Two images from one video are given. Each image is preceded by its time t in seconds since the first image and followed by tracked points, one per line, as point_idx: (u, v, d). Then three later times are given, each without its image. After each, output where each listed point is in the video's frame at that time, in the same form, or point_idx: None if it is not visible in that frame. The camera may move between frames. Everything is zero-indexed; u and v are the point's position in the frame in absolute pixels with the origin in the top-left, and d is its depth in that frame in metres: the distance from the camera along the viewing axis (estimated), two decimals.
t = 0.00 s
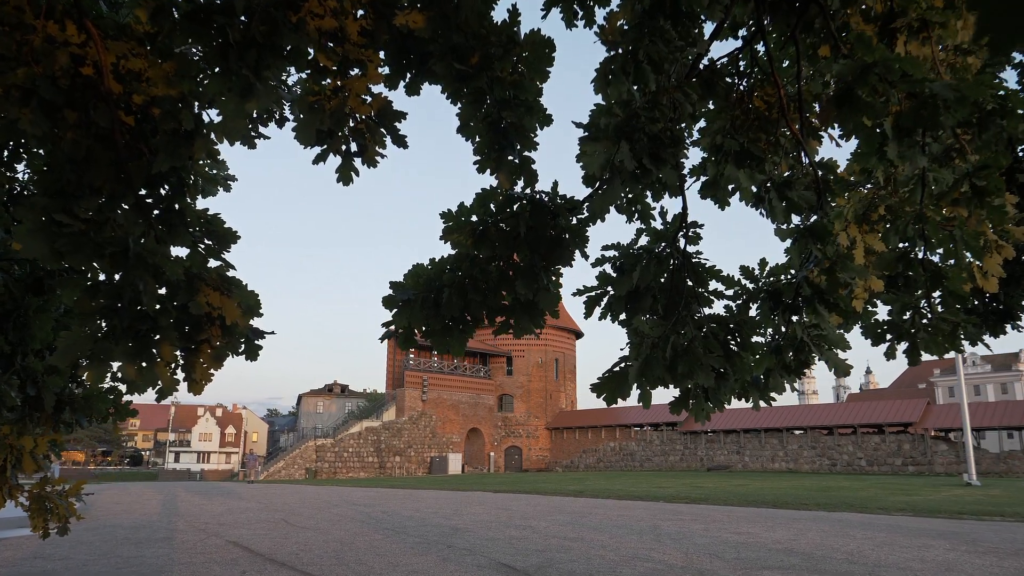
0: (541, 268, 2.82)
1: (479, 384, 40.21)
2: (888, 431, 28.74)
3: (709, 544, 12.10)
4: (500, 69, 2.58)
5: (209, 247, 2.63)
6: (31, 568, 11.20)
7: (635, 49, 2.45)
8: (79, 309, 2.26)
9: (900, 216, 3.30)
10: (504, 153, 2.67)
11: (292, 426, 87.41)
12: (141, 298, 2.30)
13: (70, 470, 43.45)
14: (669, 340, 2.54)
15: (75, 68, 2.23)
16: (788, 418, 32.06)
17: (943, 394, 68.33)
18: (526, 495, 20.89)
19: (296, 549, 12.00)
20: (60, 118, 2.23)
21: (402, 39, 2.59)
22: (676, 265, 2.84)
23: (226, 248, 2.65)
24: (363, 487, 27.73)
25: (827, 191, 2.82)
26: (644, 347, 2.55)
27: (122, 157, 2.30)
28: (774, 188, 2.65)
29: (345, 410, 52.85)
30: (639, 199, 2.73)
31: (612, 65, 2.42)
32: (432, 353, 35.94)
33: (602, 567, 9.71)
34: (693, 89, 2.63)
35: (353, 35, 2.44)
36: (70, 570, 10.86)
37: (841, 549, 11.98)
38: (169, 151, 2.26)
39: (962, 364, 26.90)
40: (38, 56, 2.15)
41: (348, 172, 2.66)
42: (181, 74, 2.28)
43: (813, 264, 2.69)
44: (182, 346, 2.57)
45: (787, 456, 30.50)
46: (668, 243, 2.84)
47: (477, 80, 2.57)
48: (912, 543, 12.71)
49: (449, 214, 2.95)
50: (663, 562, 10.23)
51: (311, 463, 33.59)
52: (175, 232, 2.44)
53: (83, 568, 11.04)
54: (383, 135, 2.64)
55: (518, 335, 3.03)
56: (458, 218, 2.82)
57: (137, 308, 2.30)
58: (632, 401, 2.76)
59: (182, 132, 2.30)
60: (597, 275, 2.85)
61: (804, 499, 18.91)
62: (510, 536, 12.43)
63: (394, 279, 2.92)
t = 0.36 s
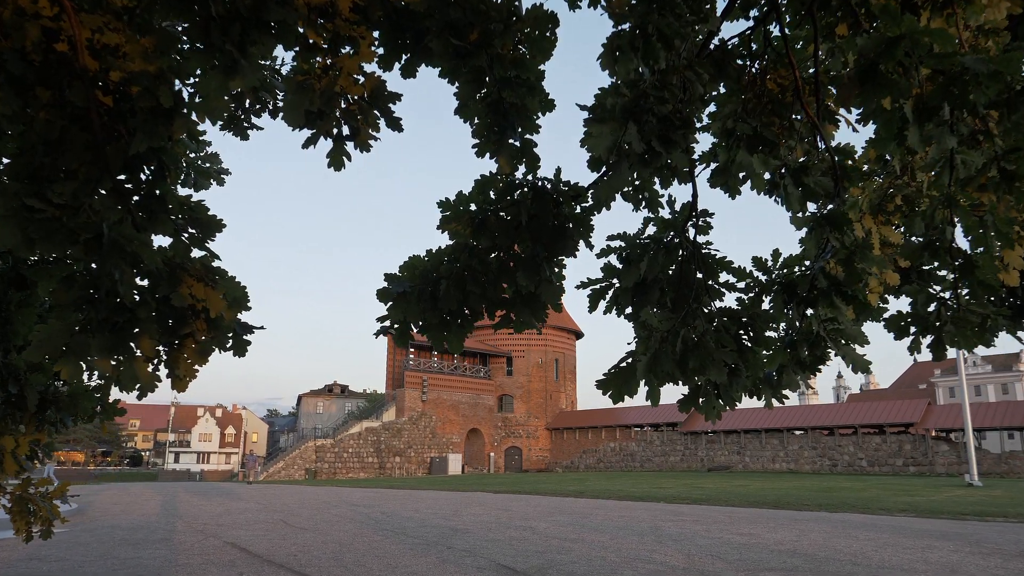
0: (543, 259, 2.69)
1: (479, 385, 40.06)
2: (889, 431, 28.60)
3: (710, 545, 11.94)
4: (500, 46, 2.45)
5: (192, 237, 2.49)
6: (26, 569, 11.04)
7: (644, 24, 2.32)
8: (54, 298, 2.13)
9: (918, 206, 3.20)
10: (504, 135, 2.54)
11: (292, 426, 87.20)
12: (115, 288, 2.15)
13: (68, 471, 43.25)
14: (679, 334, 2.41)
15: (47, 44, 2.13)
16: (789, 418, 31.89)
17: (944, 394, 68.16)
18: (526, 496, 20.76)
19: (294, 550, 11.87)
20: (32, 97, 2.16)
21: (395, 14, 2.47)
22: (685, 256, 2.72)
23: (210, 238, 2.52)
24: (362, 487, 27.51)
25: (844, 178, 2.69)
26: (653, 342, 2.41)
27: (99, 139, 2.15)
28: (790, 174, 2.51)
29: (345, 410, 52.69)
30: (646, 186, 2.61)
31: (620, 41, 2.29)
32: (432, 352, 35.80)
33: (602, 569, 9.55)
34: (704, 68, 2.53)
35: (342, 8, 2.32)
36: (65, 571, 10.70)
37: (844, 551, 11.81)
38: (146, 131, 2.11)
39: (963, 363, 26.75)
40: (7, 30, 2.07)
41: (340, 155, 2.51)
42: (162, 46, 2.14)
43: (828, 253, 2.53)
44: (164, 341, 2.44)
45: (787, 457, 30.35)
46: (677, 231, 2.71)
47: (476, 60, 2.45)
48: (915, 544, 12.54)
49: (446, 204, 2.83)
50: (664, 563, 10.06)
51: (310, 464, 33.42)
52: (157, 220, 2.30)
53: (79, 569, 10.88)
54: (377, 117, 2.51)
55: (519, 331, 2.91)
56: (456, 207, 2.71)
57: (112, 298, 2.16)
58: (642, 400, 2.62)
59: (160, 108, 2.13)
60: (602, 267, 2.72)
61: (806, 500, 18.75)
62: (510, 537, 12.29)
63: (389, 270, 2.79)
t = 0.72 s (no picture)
0: (546, 247, 2.57)
1: (479, 385, 39.92)
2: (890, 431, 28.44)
3: (712, 546, 11.80)
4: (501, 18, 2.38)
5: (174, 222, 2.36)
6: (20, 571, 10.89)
7: None
8: (23, 289, 2.00)
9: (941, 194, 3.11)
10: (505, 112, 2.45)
11: (292, 426, 87.08)
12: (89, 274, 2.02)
13: (67, 471, 43.08)
14: (690, 325, 2.29)
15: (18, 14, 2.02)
16: (790, 419, 31.77)
17: (945, 394, 67.97)
18: (526, 496, 20.64)
19: (292, 551, 11.74)
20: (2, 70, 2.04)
21: None
22: (694, 243, 2.64)
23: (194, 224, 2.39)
24: (362, 487, 27.37)
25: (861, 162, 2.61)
26: (663, 335, 2.30)
27: (71, 117, 2.02)
28: (807, 156, 2.41)
29: (344, 411, 52.55)
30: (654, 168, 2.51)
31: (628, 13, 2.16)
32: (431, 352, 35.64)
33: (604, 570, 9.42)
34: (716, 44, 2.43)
35: None
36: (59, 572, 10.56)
37: (847, 552, 11.67)
38: (120, 105, 1.97)
39: (965, 363, 26.59)
40: None
41: (330, 137, 2.48)
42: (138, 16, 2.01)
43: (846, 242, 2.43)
44: (144, 334, 2.29)
45: (788, 457, 30.22)
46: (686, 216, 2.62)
47: (475, 38, 2.38)
48: (918, 544, 12.41)
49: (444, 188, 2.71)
50: (665, 564, 9.92)
51: (310, 464, 33.25)
52: (135, 204, 2.18)
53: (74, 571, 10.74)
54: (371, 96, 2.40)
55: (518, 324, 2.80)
56: (455, 193, 2.60)
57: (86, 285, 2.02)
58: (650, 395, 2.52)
59: (136, 80, 2.00)
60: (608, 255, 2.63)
61: (808, 500, 18.60)
62: (509, 538, 12.16)
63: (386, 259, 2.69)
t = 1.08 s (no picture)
0: (547, 232, 2.51)
1: (479, 385, 39.76)
2: (891, 431, 28.27)
3: (714, 547, 11.64)
4: None
5: (152, 206, 2.24)
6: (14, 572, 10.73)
7: None
8: None
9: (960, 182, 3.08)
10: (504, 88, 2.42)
11: (291, 427, 87.09)
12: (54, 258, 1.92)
13: (65, 471, 42.89)
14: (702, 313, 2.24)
15: None
16: (790, 419, 31.64)
17: (946, 393, 67.70)
18: (526, 496, 20.52)
19: (290, 552, 11.59)
20: None
21: None
22: (702, 230, 2.65)
23: (172, 205, 2.27)
24: (361, 488, 27.20)
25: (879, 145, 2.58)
26: (673, 325, 2.24)
27: (37, 89, 1.92)
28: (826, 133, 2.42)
29: (344, 411, 52.40)
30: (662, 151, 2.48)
31: None
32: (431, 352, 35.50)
33: (605, 571, 9.26)
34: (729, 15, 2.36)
35: None
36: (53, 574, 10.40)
37: (850, 552, 11.51)
38: (87, 72, 1.86)
39: (966, 363, 26.41)
40: None
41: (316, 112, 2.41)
42: None
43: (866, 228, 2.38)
44: (121, 325, 2.20)
45: (789, 457, 30.08)
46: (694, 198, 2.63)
47: (471, 7, 2.35)
48: (922, 545, 12.23)
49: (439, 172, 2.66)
50: (666, 565, 9.76)
51: (309, 465, 33.06)
52: (108, 183, 2.07)
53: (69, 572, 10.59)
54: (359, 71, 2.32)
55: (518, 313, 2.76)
56: (451, 175, 2.54)
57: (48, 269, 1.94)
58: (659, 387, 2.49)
59: (106, 46, 1.88)
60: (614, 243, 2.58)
61: (810, 500, 18.43)
62: (509, 539, 12.00)
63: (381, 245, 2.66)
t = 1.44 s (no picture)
0: (547, 214, 2.51)
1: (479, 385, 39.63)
2: (892, 431, 28.12)
3: (715, 547, 11.50)
4: None
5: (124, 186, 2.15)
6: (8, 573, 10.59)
7: None
8: None
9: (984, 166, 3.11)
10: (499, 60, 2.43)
11: (290, 428, 86.92)
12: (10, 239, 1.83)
13: (63, 472, 42.64)
14: (712, 304, 2.24)
15: None
16: (791, 419, 31.52)
17: (947, 393, 67.48)
18: (526, 497, 20.39)
19: (287, 553, 11.43)
20: None
21: None
22: (714, 216, 2.71)
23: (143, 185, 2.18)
24: (360, 488, 27.02)
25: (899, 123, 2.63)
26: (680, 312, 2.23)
27: None
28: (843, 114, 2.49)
29: (343, 411, 52.22)
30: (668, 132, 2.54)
31: None
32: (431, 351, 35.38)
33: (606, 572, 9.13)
34: None
35: None
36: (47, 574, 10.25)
37: (852, 553, 11.36)
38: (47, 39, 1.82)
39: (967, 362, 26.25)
40: None
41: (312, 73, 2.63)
42: None
43: (890, 211, 2.41)
44: (92, 315, 2.11)
45: (789, 457, 29.94)
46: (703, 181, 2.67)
47: None
48: (924, 546, 12.09)
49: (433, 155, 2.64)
50: (667, 566, 9.62)
51: (309, 465, 32.86)
52: (73, 160, 1.99)
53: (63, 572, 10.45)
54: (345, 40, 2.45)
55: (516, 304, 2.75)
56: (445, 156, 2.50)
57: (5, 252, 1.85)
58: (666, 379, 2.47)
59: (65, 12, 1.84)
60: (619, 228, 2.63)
61: (812, 501, 18.28)
62: (509, 539, 11.86)
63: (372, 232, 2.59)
